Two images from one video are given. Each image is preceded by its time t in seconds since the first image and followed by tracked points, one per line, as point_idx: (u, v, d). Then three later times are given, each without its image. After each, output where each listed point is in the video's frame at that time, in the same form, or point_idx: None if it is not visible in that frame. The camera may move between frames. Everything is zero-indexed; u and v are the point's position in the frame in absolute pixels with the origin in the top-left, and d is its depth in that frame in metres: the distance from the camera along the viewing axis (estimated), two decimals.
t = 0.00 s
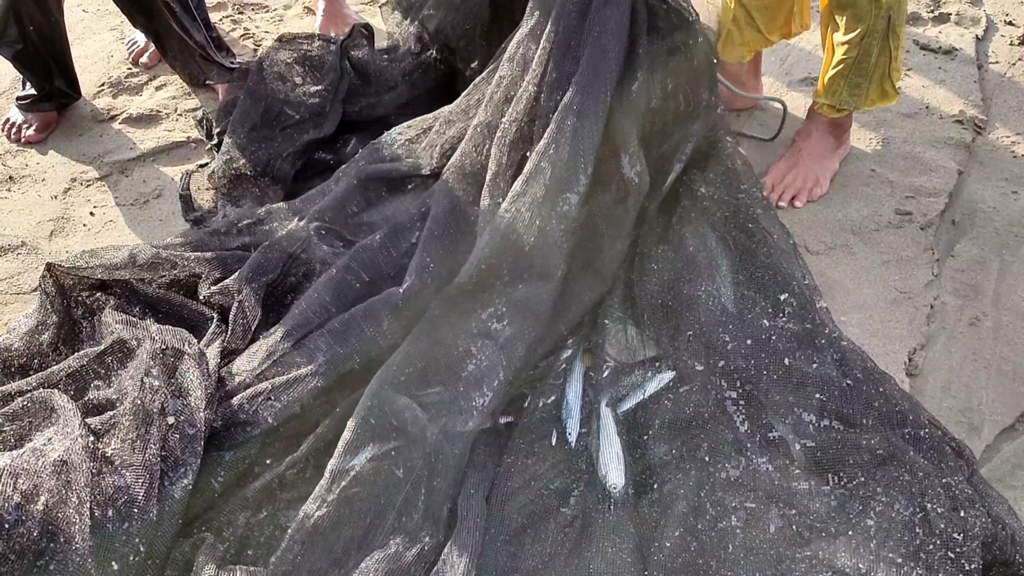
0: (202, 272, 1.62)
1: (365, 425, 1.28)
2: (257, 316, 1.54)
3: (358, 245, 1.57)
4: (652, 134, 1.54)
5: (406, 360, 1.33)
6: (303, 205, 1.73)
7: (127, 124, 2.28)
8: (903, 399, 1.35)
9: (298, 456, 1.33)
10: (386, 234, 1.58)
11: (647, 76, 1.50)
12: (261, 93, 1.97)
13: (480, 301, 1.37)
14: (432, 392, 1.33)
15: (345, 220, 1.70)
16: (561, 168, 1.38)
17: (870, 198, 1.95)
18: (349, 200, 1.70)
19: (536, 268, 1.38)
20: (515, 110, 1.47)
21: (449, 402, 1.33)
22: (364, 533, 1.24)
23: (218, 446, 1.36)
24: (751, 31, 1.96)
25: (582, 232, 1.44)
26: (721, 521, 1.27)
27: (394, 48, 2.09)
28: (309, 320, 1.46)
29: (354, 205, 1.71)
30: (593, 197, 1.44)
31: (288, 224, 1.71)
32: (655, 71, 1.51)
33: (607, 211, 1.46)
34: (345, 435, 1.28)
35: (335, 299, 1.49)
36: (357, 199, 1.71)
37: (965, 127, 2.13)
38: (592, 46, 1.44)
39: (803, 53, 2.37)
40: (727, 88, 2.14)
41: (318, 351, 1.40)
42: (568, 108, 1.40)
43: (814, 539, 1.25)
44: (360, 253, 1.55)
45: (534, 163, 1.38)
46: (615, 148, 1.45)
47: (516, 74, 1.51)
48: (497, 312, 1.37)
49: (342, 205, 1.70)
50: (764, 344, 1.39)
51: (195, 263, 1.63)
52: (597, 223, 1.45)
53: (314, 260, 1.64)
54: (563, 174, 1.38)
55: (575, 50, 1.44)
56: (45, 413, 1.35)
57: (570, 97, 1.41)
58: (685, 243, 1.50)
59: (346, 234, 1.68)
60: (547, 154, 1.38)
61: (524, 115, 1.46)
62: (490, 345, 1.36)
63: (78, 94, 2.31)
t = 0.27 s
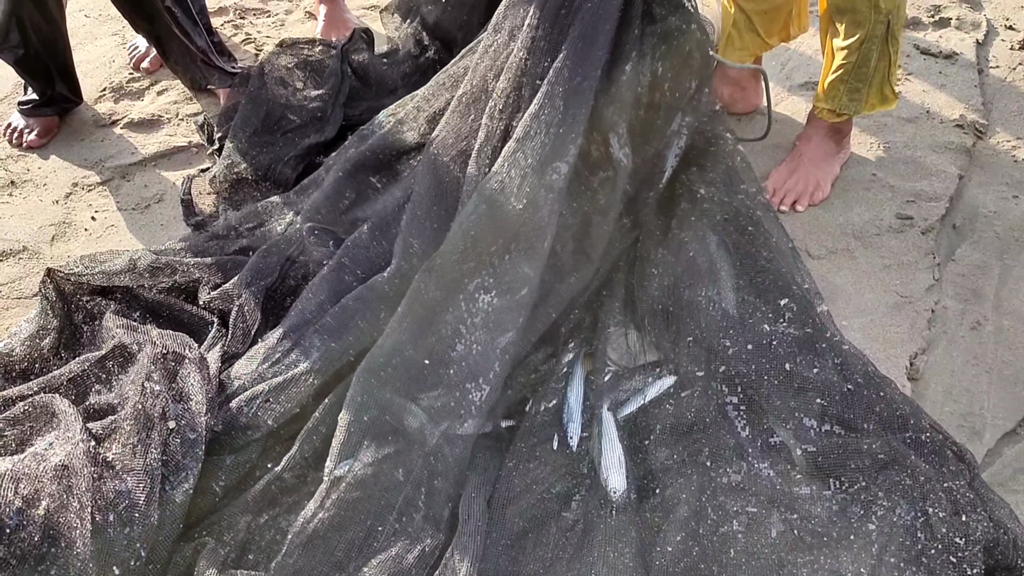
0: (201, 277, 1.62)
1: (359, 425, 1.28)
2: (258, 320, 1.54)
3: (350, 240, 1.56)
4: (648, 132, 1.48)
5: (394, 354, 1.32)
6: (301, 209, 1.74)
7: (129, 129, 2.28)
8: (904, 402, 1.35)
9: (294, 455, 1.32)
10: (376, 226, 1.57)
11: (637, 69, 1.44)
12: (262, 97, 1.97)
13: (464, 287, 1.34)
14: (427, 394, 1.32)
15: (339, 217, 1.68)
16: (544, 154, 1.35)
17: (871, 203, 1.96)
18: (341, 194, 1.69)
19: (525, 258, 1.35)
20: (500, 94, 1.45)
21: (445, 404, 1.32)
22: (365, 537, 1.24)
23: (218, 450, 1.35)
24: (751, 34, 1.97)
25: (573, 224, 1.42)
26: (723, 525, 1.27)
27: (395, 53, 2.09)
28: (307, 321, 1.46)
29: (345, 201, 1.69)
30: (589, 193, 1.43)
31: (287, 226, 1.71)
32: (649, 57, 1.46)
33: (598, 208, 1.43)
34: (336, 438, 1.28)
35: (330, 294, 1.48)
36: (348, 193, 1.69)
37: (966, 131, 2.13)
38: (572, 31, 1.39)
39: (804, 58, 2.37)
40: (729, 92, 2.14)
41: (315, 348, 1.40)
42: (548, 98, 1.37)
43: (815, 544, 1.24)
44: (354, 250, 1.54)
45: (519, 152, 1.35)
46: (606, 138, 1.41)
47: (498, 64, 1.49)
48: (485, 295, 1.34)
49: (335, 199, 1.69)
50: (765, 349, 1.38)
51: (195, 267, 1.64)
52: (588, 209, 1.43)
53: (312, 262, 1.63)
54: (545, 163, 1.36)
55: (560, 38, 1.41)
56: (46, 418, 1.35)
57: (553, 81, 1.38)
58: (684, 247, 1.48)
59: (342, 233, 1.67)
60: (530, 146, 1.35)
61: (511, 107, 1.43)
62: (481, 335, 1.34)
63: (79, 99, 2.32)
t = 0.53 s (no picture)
0: (202, 282, 1.63)
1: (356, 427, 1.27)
2: (259, 325, 1.55)
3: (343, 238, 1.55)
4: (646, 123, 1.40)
5: (382, 347, 1.29)
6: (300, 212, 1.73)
7: (130, 134, 2.29)
8: (905, 408, 1.35)
9: (287, 454, 1.32)
10: (366, 225, 1.54)
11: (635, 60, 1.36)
12: (263, 103, 1.98)
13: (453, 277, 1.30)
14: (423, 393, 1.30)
15: (338, 221, 1.66)
16: (530, 136, 1.29)
17: (870, 208, 1.96)
18: (341, 196, 1.67)
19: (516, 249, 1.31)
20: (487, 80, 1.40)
21: (442, 411, 1.29)
22: (367, 541, 1.25)
23: (219, 455, 1.36)
24: (751, 41, 1.98)
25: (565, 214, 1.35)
26: (723, 530, 1.28)
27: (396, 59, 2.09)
28: (304, 322, 1.45)
29: (345, 203, 1.67)
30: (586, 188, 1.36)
31: (287, 230, 1.71)
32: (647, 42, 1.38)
33: (592, 202, 1.37)
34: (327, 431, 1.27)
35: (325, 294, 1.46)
36: (347, 195, 1.67)
37: (966, 137, 2.13)
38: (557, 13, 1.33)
39: (804, 63, 2.38)
40: (730, 99, 2.15)
41: (312, 349, 1.39)
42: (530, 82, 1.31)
43: (815, 549, 1.25)
44: (349, 250, 1.52)
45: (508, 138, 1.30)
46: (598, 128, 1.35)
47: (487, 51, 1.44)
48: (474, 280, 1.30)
49: (335, 202, 1.67)
50: (765, 354, 1.37)
51: (195, 272, 1.64)
52: (580, 201, 1.35)
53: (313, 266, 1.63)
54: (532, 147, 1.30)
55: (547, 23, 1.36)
56: (47, 423, 1.35)
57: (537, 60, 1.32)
58: (685, 252, 1.44)
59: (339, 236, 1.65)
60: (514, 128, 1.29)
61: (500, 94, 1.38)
62: (473, 325, 1.30)
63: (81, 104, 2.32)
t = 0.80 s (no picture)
0: (200, 287, 1.62)
1: (359, 433, 1.28)
2: (257, 331, 1.55)
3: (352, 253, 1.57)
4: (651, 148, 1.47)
5: (395, 363, 1.32)
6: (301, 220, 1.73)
7: (127, 139, 2.28)
8: (901, 415, 1.35)
9: (289, 464, 1.33)
10: (376, 239, 1.57)
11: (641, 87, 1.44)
12: (260, 108, 1.97)
13: (466, 301, 1.34)
14: (428, 404, 1.32)
15: (344, 234, 1.71)
16: (545, 163, 1.34)
17: (866, 214, 1.97)
18: (348, 214, 1.72)
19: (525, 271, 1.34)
20: (500, 115, 1.45)
21: (444, 417, 1.32)
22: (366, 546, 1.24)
23: (215, 461, 1.35)
24: (749, 49, 1.97)
25: (574, 236, 1.42)
26: (719, 536, 1.27)
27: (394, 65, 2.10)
28: (306, 330, 1.46)
29: (351, 216, 1.72)
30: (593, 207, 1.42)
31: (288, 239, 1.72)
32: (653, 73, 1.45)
33: (600, 221, 1.43)
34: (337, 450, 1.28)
35: (326, 303, 1.48)
36: (356, 212, 1.72)
37: (961, 144, 2.14)
38: (569, 46, 1.40)
39: (800, 70, 2.38)
40: (729, 107, 2.15)
41: (314, 358, 1.40)
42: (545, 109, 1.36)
43: (812, 555, 1.25)
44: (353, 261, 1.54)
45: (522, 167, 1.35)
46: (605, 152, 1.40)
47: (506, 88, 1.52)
48: (486, 310, 1.34)
49: (342, 218, 1.71)
50: (762, 359, 1.39)
51: (193, 277, 1.62)
52: (585, 219, 1.42)
53: (313, 273, 1.64)
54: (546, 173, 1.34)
55: (557, 56, 1.42)
56: (42, 428, 1.35)
57: (551, 91, 1.37)
58: (683, 258, 1.48)
59: (344, 247, 1.69)
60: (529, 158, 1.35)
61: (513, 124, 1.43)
62: (484, 347, 1.34)
63: (78, 108, 2.32)
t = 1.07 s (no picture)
0: (194, 286, 1.61)
1: (357, 433, 1.26)
2: (250, 330, 1.54)
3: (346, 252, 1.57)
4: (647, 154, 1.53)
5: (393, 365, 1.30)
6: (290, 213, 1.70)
7: (121, 138, 2.28)
8: (895, 416, 1.36)
9: (283, 465, 1.32)
10: (371, 239, 1.56)
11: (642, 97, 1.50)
12: (255, 108, 1.97)
13: (466, 305, 1.34)
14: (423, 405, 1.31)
15: (337, 232, 1.70)
16: (546, 174, 1.37)
17: (861, 216, 1.97)
18: (342, 211, 1.71)
19: (524, 275, 1.35)
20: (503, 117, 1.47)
21: (439, 417, 1.31)
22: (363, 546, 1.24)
23: (209, 461, 1.35)
24: (745, 51, 1.98)
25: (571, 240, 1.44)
26: (714, 537, 1.27)
27: (389, 65, 2.10)
28: (300, 332, 1.45)
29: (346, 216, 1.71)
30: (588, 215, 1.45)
31: (283, 239, 1.72)
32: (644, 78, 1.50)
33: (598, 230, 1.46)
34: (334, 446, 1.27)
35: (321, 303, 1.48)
36: (350, 210, 1.72)
37: (956, 146, 2.15)
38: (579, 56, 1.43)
39: (795, 71, 2.39)
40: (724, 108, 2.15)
41: (306, 359, 1.39)
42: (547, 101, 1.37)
43: (806, 556, 1.24)
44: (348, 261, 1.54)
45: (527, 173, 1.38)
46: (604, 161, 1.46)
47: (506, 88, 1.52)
48: (485, 311, 1.34)
49: (335, 216, 1.71)
50: (758, 360, 1.39)
51: (188, 277, 1.62)
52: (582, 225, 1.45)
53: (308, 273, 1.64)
54: (549, 181, 1.37)
55: (566, 65, 1.45)
56: (35, 429, 1.34)
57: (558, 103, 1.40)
58: (678, 258, 1.50)
59: (337, 245, 1.68)
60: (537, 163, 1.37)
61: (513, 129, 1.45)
62: (480, 351, 1.34)
63: (72, 107, 2.31)
